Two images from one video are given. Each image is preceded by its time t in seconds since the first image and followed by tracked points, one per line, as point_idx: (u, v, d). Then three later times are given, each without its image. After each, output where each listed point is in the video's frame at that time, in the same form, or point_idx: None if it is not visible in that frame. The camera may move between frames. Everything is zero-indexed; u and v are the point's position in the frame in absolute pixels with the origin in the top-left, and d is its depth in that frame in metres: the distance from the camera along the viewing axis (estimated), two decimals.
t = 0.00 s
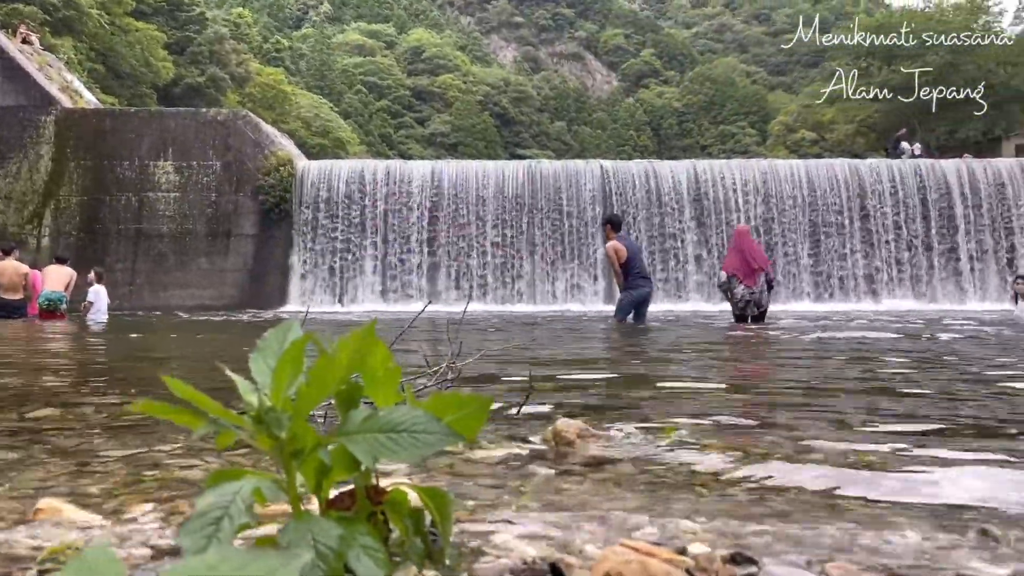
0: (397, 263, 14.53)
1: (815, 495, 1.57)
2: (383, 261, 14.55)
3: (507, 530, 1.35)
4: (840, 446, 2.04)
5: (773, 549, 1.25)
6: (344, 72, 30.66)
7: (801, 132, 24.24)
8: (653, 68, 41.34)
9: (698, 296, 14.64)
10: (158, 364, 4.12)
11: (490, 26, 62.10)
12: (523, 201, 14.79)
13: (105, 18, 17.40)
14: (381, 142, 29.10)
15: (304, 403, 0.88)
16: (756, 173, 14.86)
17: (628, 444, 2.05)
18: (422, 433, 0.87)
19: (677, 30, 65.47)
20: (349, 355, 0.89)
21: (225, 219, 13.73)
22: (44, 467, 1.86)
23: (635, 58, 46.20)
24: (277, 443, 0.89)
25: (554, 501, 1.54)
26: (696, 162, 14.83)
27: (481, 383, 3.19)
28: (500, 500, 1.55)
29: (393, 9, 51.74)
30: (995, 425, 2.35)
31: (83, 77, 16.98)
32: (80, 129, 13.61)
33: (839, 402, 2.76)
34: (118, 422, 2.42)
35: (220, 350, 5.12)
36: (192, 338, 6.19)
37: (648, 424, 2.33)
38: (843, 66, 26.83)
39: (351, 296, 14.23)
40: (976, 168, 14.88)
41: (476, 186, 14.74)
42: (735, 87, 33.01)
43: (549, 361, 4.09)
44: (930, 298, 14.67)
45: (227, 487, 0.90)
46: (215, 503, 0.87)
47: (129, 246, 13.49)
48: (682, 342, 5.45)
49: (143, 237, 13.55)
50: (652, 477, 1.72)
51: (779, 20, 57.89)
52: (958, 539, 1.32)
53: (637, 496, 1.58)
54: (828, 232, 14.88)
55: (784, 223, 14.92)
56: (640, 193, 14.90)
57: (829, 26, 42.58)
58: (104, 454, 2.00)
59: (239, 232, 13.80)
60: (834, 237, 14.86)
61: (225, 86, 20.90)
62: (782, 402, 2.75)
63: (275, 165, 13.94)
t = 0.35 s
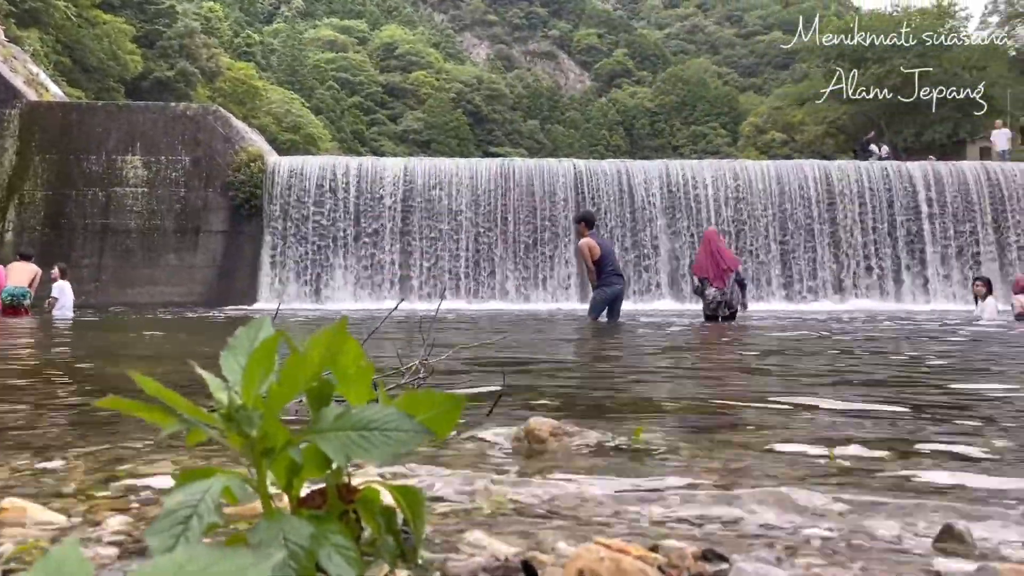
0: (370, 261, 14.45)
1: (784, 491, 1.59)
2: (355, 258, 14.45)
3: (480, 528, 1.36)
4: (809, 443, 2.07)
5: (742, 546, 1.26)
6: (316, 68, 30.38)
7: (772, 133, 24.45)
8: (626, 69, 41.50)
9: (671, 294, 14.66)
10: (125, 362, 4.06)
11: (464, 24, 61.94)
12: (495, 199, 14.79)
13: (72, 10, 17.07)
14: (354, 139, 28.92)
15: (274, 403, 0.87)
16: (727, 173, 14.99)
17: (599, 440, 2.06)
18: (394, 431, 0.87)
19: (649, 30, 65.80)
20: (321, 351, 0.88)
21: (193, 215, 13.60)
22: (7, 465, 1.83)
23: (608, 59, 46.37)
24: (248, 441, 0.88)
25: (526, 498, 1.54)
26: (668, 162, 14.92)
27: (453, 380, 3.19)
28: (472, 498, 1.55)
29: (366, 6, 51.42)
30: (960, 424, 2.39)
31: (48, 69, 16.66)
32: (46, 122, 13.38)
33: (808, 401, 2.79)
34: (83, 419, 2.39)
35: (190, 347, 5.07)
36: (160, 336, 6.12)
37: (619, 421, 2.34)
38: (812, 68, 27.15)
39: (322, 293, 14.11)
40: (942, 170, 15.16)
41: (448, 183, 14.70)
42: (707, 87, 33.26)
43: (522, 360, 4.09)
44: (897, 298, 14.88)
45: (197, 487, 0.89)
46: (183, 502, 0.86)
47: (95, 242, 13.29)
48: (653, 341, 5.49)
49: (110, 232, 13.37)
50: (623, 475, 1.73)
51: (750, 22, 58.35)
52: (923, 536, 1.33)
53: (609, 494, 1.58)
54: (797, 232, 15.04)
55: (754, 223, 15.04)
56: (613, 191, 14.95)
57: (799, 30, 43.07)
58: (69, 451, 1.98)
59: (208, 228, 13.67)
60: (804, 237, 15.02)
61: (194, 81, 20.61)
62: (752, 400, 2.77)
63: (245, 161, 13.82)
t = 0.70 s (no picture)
0: (348, 259, 14.38)
1: (757, 488, 1.61)
2: (334, 256, 14.37)
3: (460, 525, 1.36)
4: (786, 442, 2.08)
5: (720, 543, 1.27)
6: (295, 65, 30.17)
7: (750, 134, 24.62)
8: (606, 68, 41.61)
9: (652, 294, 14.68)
10: (98, 360, 4.00)
11: (443, 22, 61.83)
12: (475, 197, 14.78)
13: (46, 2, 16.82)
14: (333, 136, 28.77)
15: (251, 400, 0.86)
16: (706, 173, 15.06)
17: (578, 438, 2.07)
18: (373, 429, 0.86)
19: (629, 30, 66.05)
20: (300, 350, 0.88)
21: (169, 212, 13.48)
22: None
23: (587, 58, 46.48)
24: (225, 438, 0.87)
25: (504, 496, 1.54)
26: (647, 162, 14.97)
27: (432, 378, 3.18)
28: (452, 496, 1.55)
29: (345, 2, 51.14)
30: (934, 422, 2.42)
31: (21, 62, 16.42)
32: (18, 116, 13.19)
33: (784, 399, 2.81)
34: (57, 417, 2.36)
35: (166, 345, 5.02)
36: (135, 333, 6.04)
37: (598, 419, 2.35)
38: (789, 70, 27.35)
39: (300, 291, 14.01)
40: (917, 172, 15.33)
41: (427, 181, 14.67)
42: (685, 88, 33.41)
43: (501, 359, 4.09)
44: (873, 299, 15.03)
45: (172, 485, 0.88)
46: (159, 500, 0.85)
47: (68, 238, 13.13)
48: (631, 339, 5.51)
49: (84, 228, 13.21)
50: (603, 472, 1.74)
51: (730, 23, 58.69)
52: (898, 531, 1.35)
53: (588, 491, 1.59)
54: (774, 233, 15.15)
55: (732, 223, 15.13)
56: (592, 190, 14.98)
57: (776, 32, 43.41)
58: (41, 449, 1.95)
59: (184, 225, 13.55)
60: (781, 237, 15.13)
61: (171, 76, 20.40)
62: (730, 398, 2.79)
63: (223, 157, 13.71)
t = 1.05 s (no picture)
0: (332, 258, 14.33)
1: (743, 486, 1.61)
2: (317, 255, 14.31)
3: (447, 522, 1.36)
4: (772, 440, 2.09)
5: (707, 539, 1.28)
6: (279, 63, 29.99)
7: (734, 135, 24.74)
8: (591, 69, 41.65)
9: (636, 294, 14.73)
10: (80, 358, 3.96)
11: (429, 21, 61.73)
12: (459, 196, 14.76)
13: None
14: (317, 134, 28.65)
15: (239, 396, 0.86)
16: (691, 173, 15.11)
17: (564, 436, 2.07)
18: (362, 425, 0.86)
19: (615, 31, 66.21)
20: (288, 346, 0.87)
21: (151, 210, 13.40)
22: None
23: (573, 58, 46.53)
24: (211, 435, 0.87)
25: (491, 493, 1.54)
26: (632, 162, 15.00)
27: (418, 376, 3.17)
28: (439, 494, 1.54)
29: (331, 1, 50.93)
30: (918, 421, 2.44)
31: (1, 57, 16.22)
32: None
33: (770, 398, 2.82)
34: (39, 416, 2.34)
35: (148, 343, 4.97)
36: (118, 332, 5.99)
37: (584, 417, 2.35)
38: (773, 71, 27.49)
39: (283, 290, 13.95)
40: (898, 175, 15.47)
41: (412, 181, 14.63)
42: (670, 89, 33.53)
43: (488, 358, 4.08)
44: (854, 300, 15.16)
45: (157, 482, 0.88)
46: (145, 497, 0.84)
47: (48, 235, 13.02)
48: (616, 339, 5.52)
49: (64, 226, 13.10)
50: (590, 470, 1.74)
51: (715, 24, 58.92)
52: (884, 527, 1.36)
53: (576, 489, 1.58)
54: (757, 234, 15.22)
55: (716, 224, 15.20)
56: (577, 190, 15.00)
57: (760, 34, 43.66)
58: (22, 448, 1.92)
59: (166, 223, 13.47)
60: (764, 237, 15.21)
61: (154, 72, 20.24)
62: (715, 397, 2.80)
63: (207, 154, 13.61)
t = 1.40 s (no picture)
0: (319, 257, 14.28)
1: (729, 485, 1.62)
2: (304, 254, 14.26)
3: (434, 521, 1.35)
4: (759, 439, 2.09)
5: (693, 537, 1.28)
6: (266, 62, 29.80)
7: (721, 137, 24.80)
8: (580, 69, 41.62)
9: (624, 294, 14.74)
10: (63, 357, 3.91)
11: (417, 21, 61.55)
12: (447, 196, 14.73)
13: None
14: (304, 133, 28.49)
15: (226, 395, 0.85)
16: (678, 173, 15.14)
17: (551, 435, 2.06)
18: (350, 425, 0.86)
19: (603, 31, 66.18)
20: (276, 343, 0.86)
21: (137, 208, 13.32)
22: None
23: (561, 59, 46.52)
24: (197, 434, 0.86)
25: (478, 493, 1.54)
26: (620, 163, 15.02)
27: (404, 376, 3.15)
28: (425, 493, 1.53)
29: None
30: (902, 421, 2.45)
31: None
32: None
33: (755, 397, 2.82)
34: (23, 414, 2.32)
35: (133, 342, 4.93)
36: (102, 331, 5.92)
37: (571, 416, 2.34)
38: (761, 72, 27.56)
39: (270, 289, 13.89)
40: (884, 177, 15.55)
41: (400, 180, 14.60)
42: (658, 91, 33.55)
43: (475, 358, 4.06)
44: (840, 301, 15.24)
45: (143, 481, 0.87)
46: (131, 497, 0.84)
47: (33, 233, 12.95)
48: (603, 339, 5.52)
49: (49, 224, 13.04)
50: (577, 469, 1.73)
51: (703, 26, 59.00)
52: (870, 526, 1.37)
53: (562, 488, 1.58)
54: (745, 234, 15.27)
55: (703, 224, 15.24)
56: (564, 190, 15.00)
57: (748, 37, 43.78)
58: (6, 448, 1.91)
59: (153, 221, 13.39)
60: (751, 238, 15.27)
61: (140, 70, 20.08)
62: (701, 396, 2.80)
63: (193, 153, 13.52)
